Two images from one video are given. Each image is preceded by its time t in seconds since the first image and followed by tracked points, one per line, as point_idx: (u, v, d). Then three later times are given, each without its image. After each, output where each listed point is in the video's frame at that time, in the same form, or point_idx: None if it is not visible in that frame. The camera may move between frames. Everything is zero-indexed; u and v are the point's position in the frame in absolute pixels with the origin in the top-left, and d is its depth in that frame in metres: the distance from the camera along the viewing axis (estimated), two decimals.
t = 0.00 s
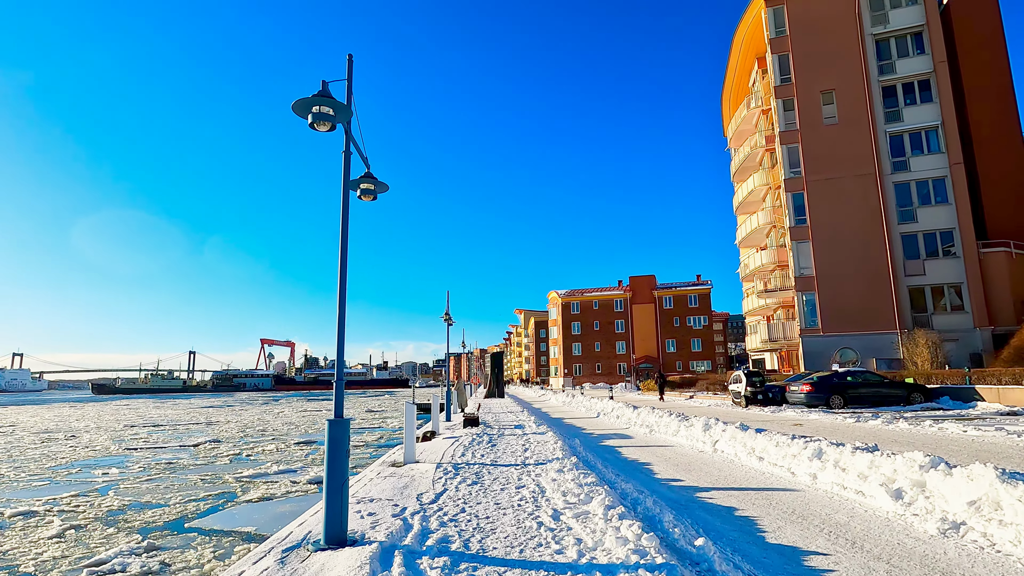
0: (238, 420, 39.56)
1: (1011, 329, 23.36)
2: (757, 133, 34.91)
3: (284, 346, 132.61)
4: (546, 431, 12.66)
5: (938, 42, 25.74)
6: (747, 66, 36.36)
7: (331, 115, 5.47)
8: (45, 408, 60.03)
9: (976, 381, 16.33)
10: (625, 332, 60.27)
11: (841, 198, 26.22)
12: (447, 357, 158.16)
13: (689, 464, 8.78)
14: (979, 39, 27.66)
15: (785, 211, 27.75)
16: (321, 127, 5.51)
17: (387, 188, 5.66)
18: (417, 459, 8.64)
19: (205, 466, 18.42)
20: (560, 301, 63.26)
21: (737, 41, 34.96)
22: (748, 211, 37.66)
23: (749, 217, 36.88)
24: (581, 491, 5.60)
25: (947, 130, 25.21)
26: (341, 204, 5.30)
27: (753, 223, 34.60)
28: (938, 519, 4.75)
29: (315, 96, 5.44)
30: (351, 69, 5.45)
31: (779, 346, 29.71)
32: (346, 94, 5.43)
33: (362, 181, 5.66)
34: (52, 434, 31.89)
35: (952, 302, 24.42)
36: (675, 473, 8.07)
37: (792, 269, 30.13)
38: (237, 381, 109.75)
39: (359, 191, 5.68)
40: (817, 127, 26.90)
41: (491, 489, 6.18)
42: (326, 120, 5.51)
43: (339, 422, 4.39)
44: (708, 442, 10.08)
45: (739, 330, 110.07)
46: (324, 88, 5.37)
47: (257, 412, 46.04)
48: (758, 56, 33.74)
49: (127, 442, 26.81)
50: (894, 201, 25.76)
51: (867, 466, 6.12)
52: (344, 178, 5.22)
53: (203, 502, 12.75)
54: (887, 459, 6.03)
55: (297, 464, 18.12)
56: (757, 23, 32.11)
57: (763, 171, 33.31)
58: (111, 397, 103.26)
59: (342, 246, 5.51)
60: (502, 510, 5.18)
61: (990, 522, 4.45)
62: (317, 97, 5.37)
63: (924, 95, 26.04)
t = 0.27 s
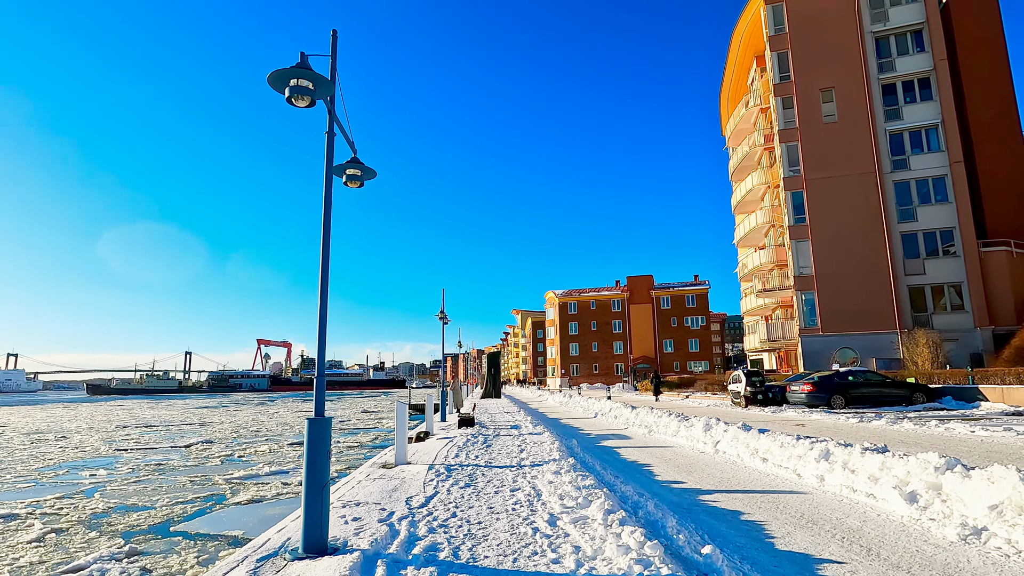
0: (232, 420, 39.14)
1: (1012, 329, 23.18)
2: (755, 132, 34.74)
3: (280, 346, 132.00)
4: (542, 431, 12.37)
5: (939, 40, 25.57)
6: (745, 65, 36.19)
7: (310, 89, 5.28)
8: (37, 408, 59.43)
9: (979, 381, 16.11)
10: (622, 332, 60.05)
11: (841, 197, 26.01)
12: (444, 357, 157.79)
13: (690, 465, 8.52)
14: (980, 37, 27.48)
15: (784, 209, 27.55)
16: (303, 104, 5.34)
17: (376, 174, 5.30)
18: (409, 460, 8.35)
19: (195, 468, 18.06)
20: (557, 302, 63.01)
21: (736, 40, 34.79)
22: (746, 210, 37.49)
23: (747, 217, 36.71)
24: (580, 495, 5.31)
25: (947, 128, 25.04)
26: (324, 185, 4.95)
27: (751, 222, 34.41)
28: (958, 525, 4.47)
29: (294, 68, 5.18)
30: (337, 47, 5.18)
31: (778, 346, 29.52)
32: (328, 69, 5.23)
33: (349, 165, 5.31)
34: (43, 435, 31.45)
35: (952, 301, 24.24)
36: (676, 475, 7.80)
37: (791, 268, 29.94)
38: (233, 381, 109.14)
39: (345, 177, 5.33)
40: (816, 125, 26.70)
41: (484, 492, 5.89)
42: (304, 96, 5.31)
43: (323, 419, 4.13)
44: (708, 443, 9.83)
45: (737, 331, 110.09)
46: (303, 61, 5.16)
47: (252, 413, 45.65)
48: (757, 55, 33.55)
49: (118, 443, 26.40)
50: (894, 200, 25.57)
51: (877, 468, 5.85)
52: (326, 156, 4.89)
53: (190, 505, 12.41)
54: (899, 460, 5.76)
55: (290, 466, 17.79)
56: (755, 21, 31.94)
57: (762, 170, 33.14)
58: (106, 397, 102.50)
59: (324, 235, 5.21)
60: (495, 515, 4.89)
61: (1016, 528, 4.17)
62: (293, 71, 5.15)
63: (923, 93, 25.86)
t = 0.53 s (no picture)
0: (224, 420, 38.73)
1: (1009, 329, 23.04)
2: (752, 130, 34.56)
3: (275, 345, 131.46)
4: (537, 433, 12.07)
5: (936, 38, 25.40)
6: (742, 63, 36.01)
7: (281, 68, 4.89)
8: (27, 408, 58.78)
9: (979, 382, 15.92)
10: (617, 332, 59.83)
11: (838, 196, 25.83)
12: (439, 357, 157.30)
13: (689, 470, 8.23)
14: (977, 35, 27.32)
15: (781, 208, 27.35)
16: (275, 85, 4.99)
17: (358, 164, 4.96)
18: (398, 465, 8.02)
19: (183, 469, 17.68)
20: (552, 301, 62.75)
21: (732, 37, 34.58)
22: (742, 209, 37.31)
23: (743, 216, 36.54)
24: (575, 505, 5.01)
25: (945, 126, 24.88)
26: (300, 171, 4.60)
27: (748, 221, 34.22)
28: (979, 540, 4.20)
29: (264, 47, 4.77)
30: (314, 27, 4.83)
31: (774, 346, 29.34)
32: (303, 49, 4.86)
33: (329, 156, 4.97)
34: (30, 435, 30.95)
35: (950, 301, 24.09)
36: (675, 480, 7.54)
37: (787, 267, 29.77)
38: (227, 380, 108.46)
39: (324, 168, 4.97)
40: (814, 123, 26.50)
41: (473, 502, 5.58)
42: (275, 76, 4.92)
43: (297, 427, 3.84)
44: (707, 446, 9.56)
45: (733, 331, 110.08)
46: (275, 36, 4.78)
47: (244, 413, 45.15)
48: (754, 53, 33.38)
49: (106, 444, 25.96)
50: (891, 199, 25.40)
51: (887, 476, 5.58)
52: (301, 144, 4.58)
53: (174, 509, 12.05)
54: (910, 467, 5.49)
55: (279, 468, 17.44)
56: (753, 18, 31.73)
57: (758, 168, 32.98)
58: (98, 396, 101.61)
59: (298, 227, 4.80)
60: (485, 528, 4.58)
61: None
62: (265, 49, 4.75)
63: (921, 92, 25.68)
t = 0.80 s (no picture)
0: (219, 419, 38.35)
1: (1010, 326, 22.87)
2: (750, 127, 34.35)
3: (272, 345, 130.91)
4: (536, 432, 11.77)
5: (937, 33, 25.20)
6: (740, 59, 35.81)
7: (257, 30, 4.46)
8: (20, 408, 58.21)
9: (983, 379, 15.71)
10: (615, 330, 59.60)
11: (838, 192, 25.59)
12: (437, 356, 156.92)
13: (693, 469, 7.96)
14: (978, 30, 27.12)
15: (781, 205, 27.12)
16: (249, 46, 4.52)
17: (346, 143, 4.63)
18: (392, 465, 7.72)
19: (174, 470, 17.34)
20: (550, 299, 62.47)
21: (731, 33, 34.32)
22: (741, 207, 37.10)
23: (742, 213, 36.34)
24: (577, 507, 4.73)
25: (946, 122, 24.69)
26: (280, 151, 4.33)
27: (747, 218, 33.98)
28: (1009, 543, 3.94)
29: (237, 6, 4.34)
30: None
31: (774, 344, 29.12)
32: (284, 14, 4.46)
33: (315, 134, 4.63)
34: (21, 435, 30.53)
35: (951, 298, 23.91)
36: (679, 479, 7.28)
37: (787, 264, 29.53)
38: (223, 380, 107.85)
39: (310, 149, 4.65)
40: (814, 119, 26.26)
41: (469, 504, 5.28)
42: (250, 38, 4.46)
43: (280, 422, 3.57)
44: (710, 444, 9.29)
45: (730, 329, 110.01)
46: None
47: (239, 412, 44.73)
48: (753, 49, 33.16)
49: (97, 444, 25.57)
50: (892, 196, 25.20)
51: (904, 474, 5.32)
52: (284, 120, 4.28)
53: (163, 510, 11.73)
54: (929, 465, 5.23)
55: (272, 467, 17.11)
56: (752, 14, 31.50)
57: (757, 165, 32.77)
58: (93, 396, 100.93)
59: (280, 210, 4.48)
60: (481, 532, 4.30)
61: None
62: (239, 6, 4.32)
63: (922, 87, 25.49)
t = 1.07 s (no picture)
0: (219, 420, 38.11)
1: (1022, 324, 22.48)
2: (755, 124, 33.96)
3: (274, 345, 130.84)
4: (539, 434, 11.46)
5: (946, 27, 24.80)
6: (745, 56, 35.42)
7: None
8: (22, 408, 58.08)
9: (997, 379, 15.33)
10: (618, 329, 59.24)
11: (846, 189, 25.21)
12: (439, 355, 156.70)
13: (703, 474, 7.65)
14: (988, 24, 26.67)
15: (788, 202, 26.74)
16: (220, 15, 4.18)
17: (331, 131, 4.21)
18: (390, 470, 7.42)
19: (171, 472, 17.06)
20: (552, 299, 62.11)
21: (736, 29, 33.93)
22: (746, 205, 36.71)
23: (746, 211, 35.95)
24: (585, 520, 4.41)
25: (955, 117, 24.28)
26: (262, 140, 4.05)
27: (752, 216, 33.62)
28: None
29: None
30: None
31: (780, 343, 28.74)
32: None
33: (303, 120, 4.23)
34: (20, 435, 30.32)
35: (961, 296, 23.52)
36: (690, 486, 6.96)
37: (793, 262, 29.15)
38: (226, 379, 107.77)
39: (298, 137, 4.27)
40: (821, 115, 25.88)
41: (469, 515, 4.96)
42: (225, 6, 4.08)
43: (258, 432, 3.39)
44: (720, 448, 8.96)
45: (732, 328, 109.94)
46: None
47: (241, 412, 44.53)
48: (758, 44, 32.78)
49: (96, 445, 25.33)
50: (900, 192, 24.81)
51: (933, 483, 4.99)
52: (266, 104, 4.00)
53: (157, 515, 11.43)
54: (960, 475, 4.90)
55: (271, 470, 16.81)
56: (757, 9, 31.12)
57: (762, 162, 32.39)
58: (95, 396, 100.92)
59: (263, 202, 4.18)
60: (481, 548, 3.99)
61: None
62: None
63: (931, 82, 25.09)
